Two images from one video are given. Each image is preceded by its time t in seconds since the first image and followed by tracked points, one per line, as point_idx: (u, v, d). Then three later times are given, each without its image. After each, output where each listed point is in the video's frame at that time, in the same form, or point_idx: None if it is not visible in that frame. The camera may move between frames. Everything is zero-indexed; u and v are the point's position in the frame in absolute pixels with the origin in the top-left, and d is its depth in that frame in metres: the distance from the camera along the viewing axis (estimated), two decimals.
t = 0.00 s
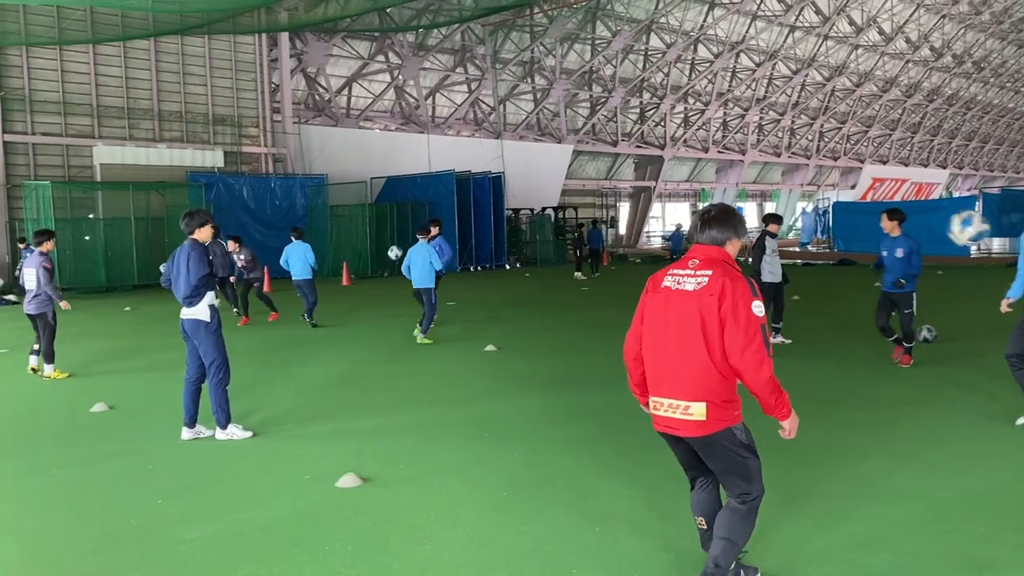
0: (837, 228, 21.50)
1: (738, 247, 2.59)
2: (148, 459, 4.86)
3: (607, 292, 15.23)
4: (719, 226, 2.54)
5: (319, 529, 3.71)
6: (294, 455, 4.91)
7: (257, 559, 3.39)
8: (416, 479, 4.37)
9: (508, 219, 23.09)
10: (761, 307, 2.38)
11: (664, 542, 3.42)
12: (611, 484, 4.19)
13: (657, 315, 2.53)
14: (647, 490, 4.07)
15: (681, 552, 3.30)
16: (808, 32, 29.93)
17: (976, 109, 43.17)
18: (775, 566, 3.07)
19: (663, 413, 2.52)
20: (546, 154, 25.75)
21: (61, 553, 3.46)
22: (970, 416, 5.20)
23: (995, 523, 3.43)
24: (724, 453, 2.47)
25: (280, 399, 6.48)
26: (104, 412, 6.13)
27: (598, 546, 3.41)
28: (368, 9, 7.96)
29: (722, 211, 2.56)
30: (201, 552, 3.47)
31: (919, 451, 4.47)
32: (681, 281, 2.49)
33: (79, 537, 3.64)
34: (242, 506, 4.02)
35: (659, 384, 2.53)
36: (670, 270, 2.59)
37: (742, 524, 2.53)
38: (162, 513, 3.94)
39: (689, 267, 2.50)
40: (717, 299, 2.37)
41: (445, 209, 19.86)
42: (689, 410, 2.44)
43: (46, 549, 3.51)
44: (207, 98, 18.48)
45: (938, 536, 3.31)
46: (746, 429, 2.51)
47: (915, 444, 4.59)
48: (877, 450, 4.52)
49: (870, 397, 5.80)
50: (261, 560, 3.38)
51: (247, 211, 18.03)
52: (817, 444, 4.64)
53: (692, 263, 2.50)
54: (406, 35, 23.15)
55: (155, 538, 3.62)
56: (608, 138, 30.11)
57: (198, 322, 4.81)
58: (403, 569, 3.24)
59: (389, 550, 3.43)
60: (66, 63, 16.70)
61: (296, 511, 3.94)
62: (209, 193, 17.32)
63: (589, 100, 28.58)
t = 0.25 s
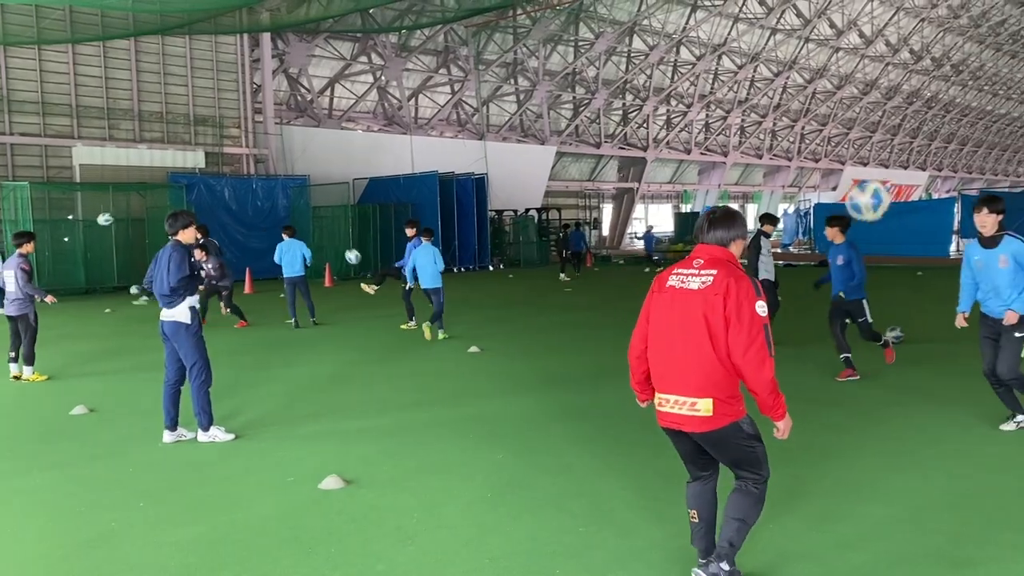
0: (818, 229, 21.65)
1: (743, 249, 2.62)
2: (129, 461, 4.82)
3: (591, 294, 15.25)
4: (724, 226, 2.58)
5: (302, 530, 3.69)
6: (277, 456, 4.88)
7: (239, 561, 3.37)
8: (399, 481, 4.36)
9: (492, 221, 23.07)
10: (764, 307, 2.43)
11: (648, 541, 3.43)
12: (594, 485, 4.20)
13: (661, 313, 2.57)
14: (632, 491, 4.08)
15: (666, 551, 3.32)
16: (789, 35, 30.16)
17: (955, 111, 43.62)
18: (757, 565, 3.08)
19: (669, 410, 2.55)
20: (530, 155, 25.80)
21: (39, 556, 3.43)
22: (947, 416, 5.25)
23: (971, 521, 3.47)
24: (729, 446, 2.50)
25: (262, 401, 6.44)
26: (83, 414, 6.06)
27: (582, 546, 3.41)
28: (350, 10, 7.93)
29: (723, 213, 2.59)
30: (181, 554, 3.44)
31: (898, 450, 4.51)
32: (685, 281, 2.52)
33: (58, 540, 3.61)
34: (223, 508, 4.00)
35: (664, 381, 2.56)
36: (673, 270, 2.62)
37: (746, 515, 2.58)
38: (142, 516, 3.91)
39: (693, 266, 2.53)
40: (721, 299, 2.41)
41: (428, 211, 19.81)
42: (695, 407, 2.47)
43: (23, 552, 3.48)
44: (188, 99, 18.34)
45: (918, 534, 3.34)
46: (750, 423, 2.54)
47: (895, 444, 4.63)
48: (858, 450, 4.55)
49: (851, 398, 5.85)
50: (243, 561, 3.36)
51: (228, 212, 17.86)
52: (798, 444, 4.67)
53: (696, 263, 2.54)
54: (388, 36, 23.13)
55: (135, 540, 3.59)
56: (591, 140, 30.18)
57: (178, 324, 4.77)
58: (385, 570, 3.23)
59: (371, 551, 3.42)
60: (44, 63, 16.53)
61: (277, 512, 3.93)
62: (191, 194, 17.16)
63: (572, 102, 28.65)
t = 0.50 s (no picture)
0: (798, 231, 21.83)
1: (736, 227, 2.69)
2: (109, 464, 4.79)
3: (574, 295, 15.31)
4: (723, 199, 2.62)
5: (283, 532, 3.69)
6: (258, 459, 4.87)
7: (219, 563, 3.37)
8: (381, 483, 4.36)
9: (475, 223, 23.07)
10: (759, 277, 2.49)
11: (628, 541, 3.46)
12: (576, 486, 4.22)
13: (656, 282, 2.60)
14: (613, 491, 4.11)
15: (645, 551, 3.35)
16: (770, 38, 30.37)
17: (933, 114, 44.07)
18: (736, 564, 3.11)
19: (658, 377, 2.57)
20: (512, 157, 25.83)
21: (17, 561, 3.40)
22: (924, 416, 5.32)
23: (946, 519, 3.52)
24: (715, 418, 2.52)
25: (244, 403, 6.42)
26: (62, 417, 6.01)
27: (563, 546, 3.43)
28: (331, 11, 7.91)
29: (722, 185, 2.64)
30: (160, 558, 3.43)
31: (875, 450, 4.56)
32: (682, 248, 2.57)
33: (38, 543, 3.59)
34: (203, 511, 3.98)
35: (657, 349, 2.58)
36: (668, 238, 2.66)
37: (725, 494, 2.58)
38: (122, 519, 3.89)
39: (689, 235, 2.58)
40: (723, 266, 2.46)
41: (410, 212, 19.78)
42: (686, 374, 2.49)
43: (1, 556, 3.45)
44: (168, 100, 18.22)
45: (894, 533, 3.38)
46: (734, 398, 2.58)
47: (872, 444, 4.68)
48: (836, 449, 4.60)
49: (830, 398, 5.90)
50: (225, 563, 3.35)
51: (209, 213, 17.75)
52: (777, 444, 4.72)
53: (692, 232, 2.58)
54: (370, 37, 23.11)
55: (115, 543, 3.57)
56: (573, 141, 30.27)
57: (161, 325, 4.76)
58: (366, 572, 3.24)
59: (352, 553, 3.43)
60: (22, 63, 16.38)
61: (259, 514, 3.92)
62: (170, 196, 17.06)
63: (554, 104, 28.71)
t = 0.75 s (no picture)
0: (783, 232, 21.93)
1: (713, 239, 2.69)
2: (94, 466, 4.76)
3: (560, 297, 15.32)
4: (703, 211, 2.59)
5: (271, 535, 3.67)
6: (244, 461, 4.85)
7: (206, 565, 3.35)
8: (368, 485, 4.35)
9: (462, 224, 23.07)
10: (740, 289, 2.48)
11: (616, 542, 3.47)
12: (563, 488, 4.23)
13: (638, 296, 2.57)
14: (601, 493, 4.12)
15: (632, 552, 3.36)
16: (755, 40, 30.57)
17: (916, 117, 44.43)
18: (723, 565, 3.13)
19: (647, 393, 2.55)
20: (499, 159, 25.84)
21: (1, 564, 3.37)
22: (907, 416, 5.36)
23: (929, 519, 3.55)
24: (701, 435, 2.52)
25: (230, 405, 6.39)
26: (46, 420, 5.96)
27: (551, 548, 3.44)
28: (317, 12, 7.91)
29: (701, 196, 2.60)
30: (146, 560, 3.41)
31: (859, 450, 4.60)
32: (663, 263, 2.54)
33: (21, 547, 3.55)
34: (189, 514, 3.96)
35: (643, 365, 2.56)
36: (649, 251, 2.63)
37: (712, 507, 2.57)
38: (107, 522, 3.86)
39: (669, 249, 2.55)
40: (703, 280, 2.44)
41: (397, 213, 19.75)
42: (675, 391, 2.48)
43: None
44: (152, 100, 18.12)
45: (879, 532, 3.41)
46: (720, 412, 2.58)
47: (856, 444, 4.72)
48: (821, 450, 4.63)
49: (815, 399, 5.94)
50: (212, 566, 3.33)
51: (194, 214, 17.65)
52: (762, 445, 4.74)
53: (672, 246, 2.56)
54: (357, 38, 23.08)
55: (100, 547, 3.55)
56: (559, 143, 30.30)
57: (154, 330, 4.72)
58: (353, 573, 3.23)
59: (340, 555, 3.42)
60: (4, 62, 16.24)
61: (246, 517, 3.90)
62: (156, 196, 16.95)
63: (541, 106, 28.76)
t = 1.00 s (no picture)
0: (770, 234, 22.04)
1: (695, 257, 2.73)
2: (78, 470, 4.74)
3: (548, 299, 15.36)
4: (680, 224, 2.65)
5: (256, 538, 3.67)
6: (229, 464, 4.83)
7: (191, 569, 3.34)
8: (354, 487, 4.35)
9: (450, 227, 23.06)
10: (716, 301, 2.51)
11: (601, 544, 3.49)
12: (548, 489, 4.25)
13: (617, 308, 2.59)
14: (587, 495, 4.14)
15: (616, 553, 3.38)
16: (742, 44, 30.72)
17: (902, 120, 44.72)
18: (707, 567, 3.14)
19: (624, 403, 2.53)
20: (486, 161, 25.87)
21: None
22: (890, 417, 5.42)
23: (912, 518, 3.59)
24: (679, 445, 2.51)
25: (215, 408, 6.37)
26: (30, 423, 5.93)
27: (536, 550, 3.45)
28: (305, 14, 7.92)
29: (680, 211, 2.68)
30: (130, 564, 3.40)
31: (842, 451, 4.64)
32: (641, 275, 2.58)
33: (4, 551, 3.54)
34: (174, 517, 3.95)
35: (619, 376, 2.56)
36: (631, 267, 2.67)
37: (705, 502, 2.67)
38: (91, 525, 3.84)
39: (649, 262, 2.59)
40: (677, 288, 2.47)
41: (385, 216, 19.73)
42: (652, 398, 2.47)
43: None
44: (138, 102, 18.03)
45: (861, 532, 3.45)
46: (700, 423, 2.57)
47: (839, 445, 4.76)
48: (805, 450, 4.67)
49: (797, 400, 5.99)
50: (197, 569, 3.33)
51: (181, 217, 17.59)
52: (748, 447, 4.77)
53: (652, 259, 2.60)
54: (344, 40, 23.05)
55: (83, 551, 3.53)
56: (547, 146, 30.32)
57: (148, 332, 4.71)
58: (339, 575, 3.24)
59: (326, 557, 3.43)
60: None
61: (231, 520, 3.90)
62: (141, 198, 16.86)
63: (528, 109, 28.79)
